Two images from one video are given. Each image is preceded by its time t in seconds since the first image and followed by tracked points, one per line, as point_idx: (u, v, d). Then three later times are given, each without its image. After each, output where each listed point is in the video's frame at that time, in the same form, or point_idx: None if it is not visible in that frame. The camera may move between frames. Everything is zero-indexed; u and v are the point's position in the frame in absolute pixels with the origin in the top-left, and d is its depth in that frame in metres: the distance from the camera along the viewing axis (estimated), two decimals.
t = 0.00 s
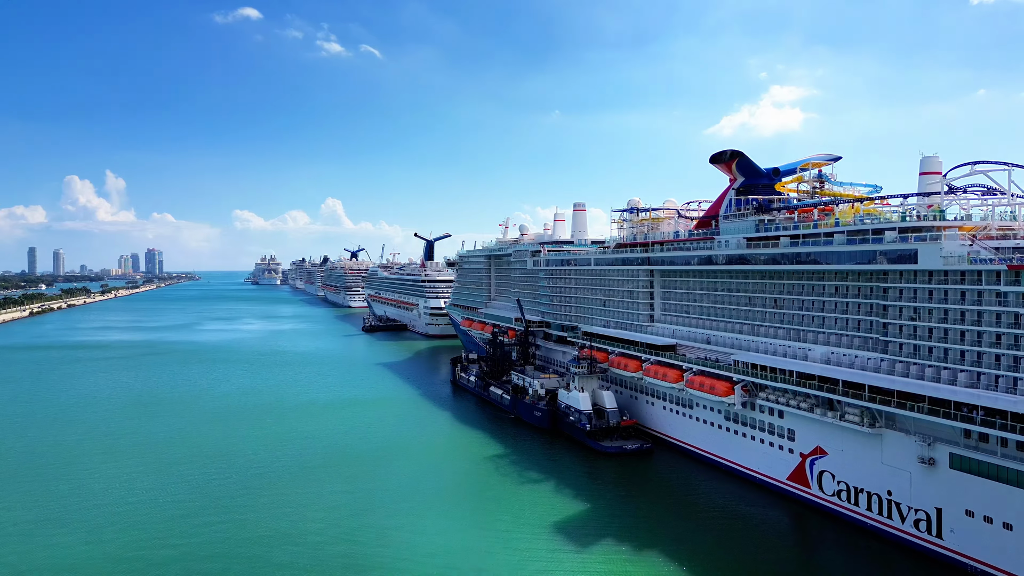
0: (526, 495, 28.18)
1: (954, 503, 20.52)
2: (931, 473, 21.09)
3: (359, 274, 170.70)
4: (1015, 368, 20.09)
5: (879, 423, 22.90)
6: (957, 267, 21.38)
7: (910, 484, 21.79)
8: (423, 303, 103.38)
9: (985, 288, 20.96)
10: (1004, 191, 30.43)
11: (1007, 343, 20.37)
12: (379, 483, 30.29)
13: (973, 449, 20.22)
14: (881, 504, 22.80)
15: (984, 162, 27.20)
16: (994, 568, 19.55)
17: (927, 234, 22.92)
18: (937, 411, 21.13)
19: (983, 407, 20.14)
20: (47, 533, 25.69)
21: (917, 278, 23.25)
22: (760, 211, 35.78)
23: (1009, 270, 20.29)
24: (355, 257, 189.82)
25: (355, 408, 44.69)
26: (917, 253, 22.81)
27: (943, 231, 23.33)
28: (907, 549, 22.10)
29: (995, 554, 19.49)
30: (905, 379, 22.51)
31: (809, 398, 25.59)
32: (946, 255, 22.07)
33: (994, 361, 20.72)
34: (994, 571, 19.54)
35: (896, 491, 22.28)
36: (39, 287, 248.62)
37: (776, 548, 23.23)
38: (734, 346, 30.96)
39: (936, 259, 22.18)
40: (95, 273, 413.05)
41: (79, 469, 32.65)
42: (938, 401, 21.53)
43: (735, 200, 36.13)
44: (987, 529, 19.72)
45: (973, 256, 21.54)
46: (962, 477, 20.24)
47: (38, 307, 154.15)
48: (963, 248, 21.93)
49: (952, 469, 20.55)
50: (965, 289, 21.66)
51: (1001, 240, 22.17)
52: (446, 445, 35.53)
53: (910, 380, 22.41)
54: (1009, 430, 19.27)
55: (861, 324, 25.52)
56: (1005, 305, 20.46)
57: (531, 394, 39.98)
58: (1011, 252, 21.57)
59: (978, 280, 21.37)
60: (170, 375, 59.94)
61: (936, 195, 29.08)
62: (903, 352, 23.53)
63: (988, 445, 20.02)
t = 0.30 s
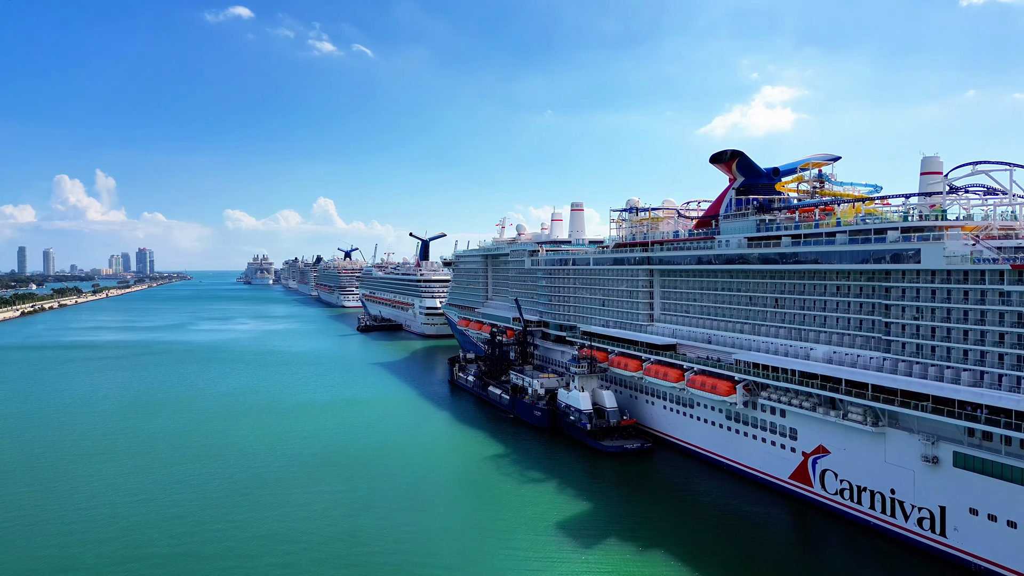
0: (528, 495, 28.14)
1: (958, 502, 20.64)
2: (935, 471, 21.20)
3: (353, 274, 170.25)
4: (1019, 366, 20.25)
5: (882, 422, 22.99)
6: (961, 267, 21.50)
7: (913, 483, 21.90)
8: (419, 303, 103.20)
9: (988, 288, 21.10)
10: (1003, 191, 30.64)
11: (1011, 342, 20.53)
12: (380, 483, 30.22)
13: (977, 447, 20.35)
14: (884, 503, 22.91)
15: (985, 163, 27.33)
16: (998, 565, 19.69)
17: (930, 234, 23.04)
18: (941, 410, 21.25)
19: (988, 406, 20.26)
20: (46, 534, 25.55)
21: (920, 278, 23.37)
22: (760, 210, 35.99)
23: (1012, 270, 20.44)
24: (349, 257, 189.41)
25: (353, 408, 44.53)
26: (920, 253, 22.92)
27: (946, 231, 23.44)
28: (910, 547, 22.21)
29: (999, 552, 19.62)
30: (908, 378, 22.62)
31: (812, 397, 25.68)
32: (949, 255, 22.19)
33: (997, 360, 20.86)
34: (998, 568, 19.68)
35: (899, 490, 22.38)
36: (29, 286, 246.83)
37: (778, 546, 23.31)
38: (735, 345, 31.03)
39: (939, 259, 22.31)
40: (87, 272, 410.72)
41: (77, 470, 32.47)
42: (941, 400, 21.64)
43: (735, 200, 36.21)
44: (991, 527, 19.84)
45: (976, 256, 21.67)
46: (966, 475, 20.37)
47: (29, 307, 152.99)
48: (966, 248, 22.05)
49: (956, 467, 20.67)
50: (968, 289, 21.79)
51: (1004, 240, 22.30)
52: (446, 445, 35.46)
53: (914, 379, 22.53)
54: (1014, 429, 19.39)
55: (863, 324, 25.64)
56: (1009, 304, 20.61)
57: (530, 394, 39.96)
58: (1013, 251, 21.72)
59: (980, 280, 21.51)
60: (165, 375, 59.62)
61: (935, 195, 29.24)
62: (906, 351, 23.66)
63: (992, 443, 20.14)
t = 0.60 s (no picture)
0: (533, 494, 28.10)
1: (965, 500, 20.72)
2: (942, 470, 21.27)
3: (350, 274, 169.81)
4: None
5: (888, 421, 23.06)
6: (968, 266, 21.59)
7: (920, 481, 21.97)
8: (417, 303, 103.06)
9: (995, 287, 21.20)
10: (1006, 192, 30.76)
11: (1018, 341, 20.65)
12: (383, 482, 30.17)
13: (984, 446, 20.45)
14: (891, 502, 22.97)
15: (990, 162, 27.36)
16: (1005, 563, 19.78)
17: (936, 234, 23.13)
18: (949, 408, 21.33)
19: (995, 404, 20.35)
20: (47, 535, 25.44)
21: (926, 278, 23.46)
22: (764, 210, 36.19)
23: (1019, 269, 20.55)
24: (345, 257, 189.04)
25: (354, 408, 44.40)
26: (927, 253, 22.99)
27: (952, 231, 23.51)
28: (916, 545, 22.30)
29: (1006, 550, 19.72)
30: (915, 378, 22.69)
31: (817, 397, 25.74)
32: (956, 254, 22.27)
33: (1004, 359, 20.98)
34: (1005, 566, 19.77)
35: (906, 488, 22.45)
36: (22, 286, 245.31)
37: (783, 545, 23.37)
38: (739, 345, 31.08)
39: (946, 258, 22.38)
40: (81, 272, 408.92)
41: (78, 470, 32.36)
42: (948, 399, 21.73)
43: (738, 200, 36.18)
44: (998, 525, 19.93)
45: (983, 256, 21.76)
46: (973, 474, 20.45)
47: (22, 307, 152.07)
48: (973, 247, 22.14)
49: (963, 466, 20.75)
50: (974, 288, 21.88)
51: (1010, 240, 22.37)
52: (448, 444, 35.38)
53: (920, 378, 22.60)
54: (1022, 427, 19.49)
55: (868, 323, 25.72)
56: (1016, 304, 20.71)
57: (532, 394, 39.93)
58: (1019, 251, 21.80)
59: (987, 279, 21.61)
60: (163, 375, 59.44)
61: (939, 195, 29.33)
62: (912, 350, 23.73)
63: (999, 442, 20.22)
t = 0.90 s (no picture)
0: (539, 494, 28.13)
1: (974, 499, 20.78)
2: (950, 469, 21.34)
3: (347, 274, 169.48)
4: None
5: (896, 420, 23.12)
6: (976, 266, 21.68)
7: (928, 480, 22.03)
8: (415, 303, 102.97)
9: (1003, 287, 21.25)
10: (1009, 192, 30.88)
11: None
12: (388, 482, 30.12)
13: (992, 445, 20.52)
14: (898, 500, 23.03)
15: (996, 162, 27.48)
16: (1013, 562, 19.85)
17: (944, 233, 23.24)
18: (957, 407, 21.39)
19: (1004, 403, 20.42)
20: (50, 535, 25.31)
21: (933, 277, 23.53)
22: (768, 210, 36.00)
23: None
24: (341, 257, 188.83)
25: (356, 407, 44.37)
26: (935, 252, 23.09)
27: (959, 230, 23.66)
28: (923, 544, 22.37)
29: (1014, 549, 19.79)
30: (923, 376, 22.74)
31: (823, 396, 25.79)
32: (963, 254, 22.41)
33: (1012, 358, 21.04)
34: (1013, 565, 19.85)
35: (914, 487, 22.51)
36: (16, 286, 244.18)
37: (790, 544, 23.44)
38: (744, 344, 31.12)
39: (954, 257, 22.49)
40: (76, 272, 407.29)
41: (80, 471, 32.23)
42: (955, 398, 21.80)
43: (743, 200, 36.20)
44: (1006, 524, 20.00)
45: (990, 255, 21.96)
46: (982, 472, 20.53)
47: (18, 307, 151.34)
48: (980, 247, 22.31)
49: (971, 465, 20.83)
50: (982, 288, 21.92)
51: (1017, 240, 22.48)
52: (452, 444, 35.40)
53: (928, 377, 22.64)
54: None
55: (874, 322, 25.77)
56: None
57: (535, 393, 39.97)
58: None
59: (995, 279, 21.66)
60: (161, 375, 59.23)
61: (944, 195, 29.40)
62: (919, 349, 23.78)
63: (1008, 440, 20.30)
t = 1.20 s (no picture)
0: (546, 493, 28.15)
1: (983, 498, 20.85)
2: (959, 467, 21.40)
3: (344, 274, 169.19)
4: None
5: (904, 419, 23.17)
6: (984, 265, 21.72)
7: (937, 479, 22.09)
8: (413, 303, 102.89)
9: (1012, 286, 21.28)
10: (1014, 193, 30.97)
11: None
12: (392, 482, 30.11)
13: (1002, 444, 20.59)
14: (906, 499, 23.09)
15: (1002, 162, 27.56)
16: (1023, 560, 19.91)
17: (952, 233, 23.25)
18: (967, 406, 21.43)
19: (1013, 402, 20.47)
20: (56, 536, 25.29)
21: (941, 277, 23.59)
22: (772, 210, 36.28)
23: None
24: (338, 257, 188.49)
25: (358, 407, 44.34)
26: (943, 252, 23.07)
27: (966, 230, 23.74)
28: (931, 543, 22.42)
29: None
30: (931, 376, 22.79)
31: (830, 395, 25.84)
32: (972, 254, 22.39)
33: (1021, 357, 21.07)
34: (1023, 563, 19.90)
35: (922, 486, 22.57)
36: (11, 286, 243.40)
37: (796, 543, 23.48)
38: (749, 344, 31.18)
39: (962, 258, 22.50)
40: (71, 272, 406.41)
41: (81, 472, 32.18)
42: (964, 397, 21.86)
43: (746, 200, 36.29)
44: (1016, 522, 20.06)
45: (999, 255, 22.03)
46: (991, 471, 20.59)
47: (13, 308, 150.75)
48: (989, 247, 22.31)
49: (980, 464, 20.89)
50: (990, 287, 21.97)
51: None
52: (456, 443, 35.41)
53: (936, 377, 22.70)
54: None
55: (881, 322, 25.80)
56: None
57: (538, 393, 39.99)
58: None
59: (1003, 278, 21.71)
60: (160, 375, 59.11)
61: (949, 194, 29.43)
62: (927, 349, 23.82)
63: (1017, 439, 20.35)
